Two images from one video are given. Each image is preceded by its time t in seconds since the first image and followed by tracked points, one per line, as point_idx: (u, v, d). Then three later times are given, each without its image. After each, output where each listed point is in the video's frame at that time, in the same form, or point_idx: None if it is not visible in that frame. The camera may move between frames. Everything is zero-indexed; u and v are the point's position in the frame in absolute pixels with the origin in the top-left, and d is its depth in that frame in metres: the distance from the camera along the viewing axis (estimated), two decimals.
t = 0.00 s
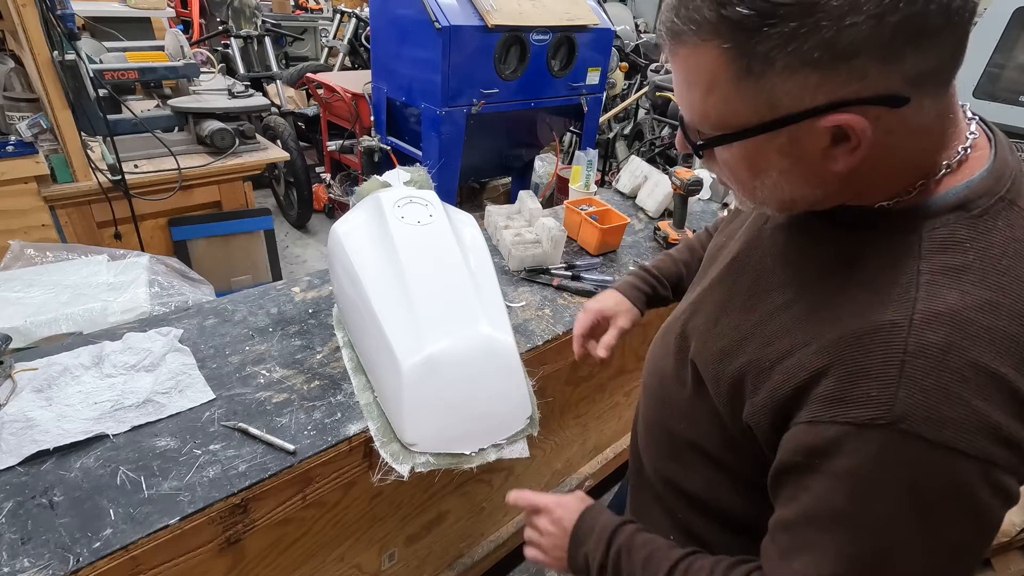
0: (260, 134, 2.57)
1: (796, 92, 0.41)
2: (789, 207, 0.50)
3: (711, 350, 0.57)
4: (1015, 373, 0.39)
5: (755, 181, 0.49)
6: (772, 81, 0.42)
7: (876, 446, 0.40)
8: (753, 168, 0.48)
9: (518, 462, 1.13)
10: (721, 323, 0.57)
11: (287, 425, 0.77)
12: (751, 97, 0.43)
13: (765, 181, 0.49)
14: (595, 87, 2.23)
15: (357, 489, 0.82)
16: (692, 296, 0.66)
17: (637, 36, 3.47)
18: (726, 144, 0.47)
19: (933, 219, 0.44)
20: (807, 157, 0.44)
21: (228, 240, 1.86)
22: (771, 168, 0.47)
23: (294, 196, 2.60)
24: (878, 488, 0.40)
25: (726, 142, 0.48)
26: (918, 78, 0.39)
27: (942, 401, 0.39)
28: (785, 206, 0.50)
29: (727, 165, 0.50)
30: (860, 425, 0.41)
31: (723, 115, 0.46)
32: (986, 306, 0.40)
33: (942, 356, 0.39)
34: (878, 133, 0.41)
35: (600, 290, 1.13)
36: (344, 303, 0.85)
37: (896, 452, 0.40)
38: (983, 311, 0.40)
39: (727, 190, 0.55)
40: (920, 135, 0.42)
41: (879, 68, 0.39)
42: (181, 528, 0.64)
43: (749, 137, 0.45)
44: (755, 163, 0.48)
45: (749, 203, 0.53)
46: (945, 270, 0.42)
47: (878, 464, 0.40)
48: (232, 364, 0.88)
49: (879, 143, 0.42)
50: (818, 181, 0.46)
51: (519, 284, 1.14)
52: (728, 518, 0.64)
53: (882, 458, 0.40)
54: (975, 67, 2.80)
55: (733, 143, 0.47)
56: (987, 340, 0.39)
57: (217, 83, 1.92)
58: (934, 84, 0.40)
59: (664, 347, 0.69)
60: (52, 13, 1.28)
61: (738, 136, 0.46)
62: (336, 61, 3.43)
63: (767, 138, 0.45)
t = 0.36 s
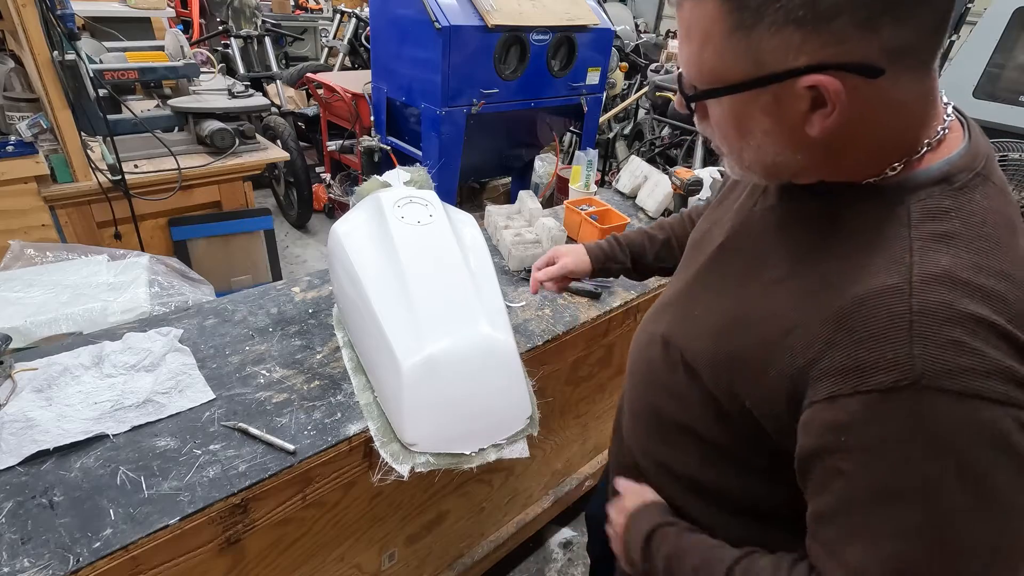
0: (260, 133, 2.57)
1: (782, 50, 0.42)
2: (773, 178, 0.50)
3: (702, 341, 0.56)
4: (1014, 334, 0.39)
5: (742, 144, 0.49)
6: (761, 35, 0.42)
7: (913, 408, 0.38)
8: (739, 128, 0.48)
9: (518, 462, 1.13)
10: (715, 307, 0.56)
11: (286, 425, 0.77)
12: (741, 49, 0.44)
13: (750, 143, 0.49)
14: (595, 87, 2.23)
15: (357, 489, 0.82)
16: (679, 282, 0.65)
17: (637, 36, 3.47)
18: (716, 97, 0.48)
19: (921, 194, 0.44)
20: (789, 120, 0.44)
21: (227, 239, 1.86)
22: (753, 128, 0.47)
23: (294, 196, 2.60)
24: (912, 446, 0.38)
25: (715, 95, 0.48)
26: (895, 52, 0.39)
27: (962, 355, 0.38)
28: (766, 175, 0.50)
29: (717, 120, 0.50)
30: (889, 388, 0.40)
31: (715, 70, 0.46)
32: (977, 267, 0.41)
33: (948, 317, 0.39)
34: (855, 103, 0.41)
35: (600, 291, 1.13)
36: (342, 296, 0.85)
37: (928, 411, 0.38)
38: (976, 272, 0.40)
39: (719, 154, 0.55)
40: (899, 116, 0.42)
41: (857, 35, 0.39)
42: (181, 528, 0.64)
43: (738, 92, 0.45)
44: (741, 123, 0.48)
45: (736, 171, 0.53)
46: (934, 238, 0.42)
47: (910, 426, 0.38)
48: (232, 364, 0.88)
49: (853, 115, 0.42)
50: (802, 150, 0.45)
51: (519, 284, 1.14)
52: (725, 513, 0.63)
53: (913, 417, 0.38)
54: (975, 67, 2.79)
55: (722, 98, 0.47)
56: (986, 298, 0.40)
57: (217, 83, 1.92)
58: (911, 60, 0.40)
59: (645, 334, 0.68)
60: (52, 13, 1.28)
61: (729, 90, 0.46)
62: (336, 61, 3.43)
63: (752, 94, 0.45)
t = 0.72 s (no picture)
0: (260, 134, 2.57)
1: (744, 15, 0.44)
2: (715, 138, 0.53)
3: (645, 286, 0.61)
4: (843, 279, 0.46)
5: (695, 103, 0.52)
6: None
7: (697, 294, 0.47)
8: (694, 86, 0.50)
9: (518, 461, 1.13)
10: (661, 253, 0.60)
11: (287, 425, 0.77)
12: (707, 5, 0.45)
13: (700, 103, 0.51)
14: (595, 87, 2.23)
15: (357, 489, 0.82)
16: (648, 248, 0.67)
17: (638, 36, 3.48)
18: (676, 51, 0.49)
19: (828, 160, 0.49)
20: (735, 86, 0.47)
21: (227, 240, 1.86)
22: (705, 88, 0.49)
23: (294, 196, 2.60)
24: (691, 327, 0.47)
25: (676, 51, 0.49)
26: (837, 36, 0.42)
27: (751, 271, 0.46)
28: (710, 133, 0.53)
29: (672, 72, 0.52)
30: (689, 276, 0.48)
31: (681, 24, 0.47)
32: (834, 220, 0.46)
33: (773, 244, 0.46)
34: (794, 77, 0.44)
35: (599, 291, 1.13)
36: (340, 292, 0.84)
37: (708, 300, 0.47)
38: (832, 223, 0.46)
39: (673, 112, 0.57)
40: (829, 95, 0.46)
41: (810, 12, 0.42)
42: (181, 528, 0.64)
43: (697, 50, 0.47)
44: (696, 82, 0.50)
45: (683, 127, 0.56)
46: (808, 191, 0.48)
47: (689, 309, 0.47)
48: (232, 365, 0.87)
49: (793, 88, 0.45)
50: (743, 115, 0.49)
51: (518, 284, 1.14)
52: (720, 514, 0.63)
53: (701, 305, 0.47)
54: (974, 67, 2.80)
55: (682, 52, 0.48)
56: (824, 249, 0.46)
57: (217, 83, 1.92)
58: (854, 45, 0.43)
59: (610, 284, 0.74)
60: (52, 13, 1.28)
61: (691, 45, 0.47)
62: (336, 61, 3.43)
63: (708, 55, 0.47)
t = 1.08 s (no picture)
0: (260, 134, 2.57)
1: None
2: (689, 109, 0.59)
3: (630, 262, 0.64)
4: (804, 227, 0.49)
5: (670, 72, 0.57)
6: None
7: (664, 239, 0.50)
8: (670, 57, 0.56)
9: (519, 461, 1.13)
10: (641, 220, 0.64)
11: (287, 425, 0.77)
12: None
13: (676, 72, 0.56)
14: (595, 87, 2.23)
15: (357, 489, 0.82)
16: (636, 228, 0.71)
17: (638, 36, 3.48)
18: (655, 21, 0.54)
19: (787, 122, 0.53)
20: (707, 53, 0.53)
21: (228, 240, 1.86)
22: (682, 57, 0.55)
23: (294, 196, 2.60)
24: (659, 271, 0.49)
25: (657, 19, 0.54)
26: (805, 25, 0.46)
27: (714, 213, 0.49)
28: (685, 103, 0.58)
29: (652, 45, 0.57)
30: (656, 222, 0.51)
31: None
32: (793, 171, 0.50)
33: (727, 189, 0.50)
34: (756, 46, 0.50)
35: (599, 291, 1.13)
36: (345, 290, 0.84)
37: (675, 243, 0.49)
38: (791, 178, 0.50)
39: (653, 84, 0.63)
40: (790, 61, 0.51)
41: None
42: (181, 529, 0.64)
43: (673, 19, 0.53)
44: (672, 52, 0.55)
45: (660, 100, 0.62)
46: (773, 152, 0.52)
47: (656, 254, 0.50)
48: (232, 365, 0.87)
49: (758, 52, 0.51)
50: (714, 82, 0.54)
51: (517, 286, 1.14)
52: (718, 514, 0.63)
53: (668, 248, 0.49)
54: (975, 67, 2.80)
55: (661, 22, 0.54)
56: (784, 198, 0.49)
57: (218, 83, 1.92)
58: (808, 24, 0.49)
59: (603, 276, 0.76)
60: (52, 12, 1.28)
61: (669, 14, 0.53)
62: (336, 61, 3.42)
63: (684, 24, 0.52)
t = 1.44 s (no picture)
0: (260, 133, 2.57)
1: None
2: (747, 107, 0.56)
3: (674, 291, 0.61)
4: (920, 252, 0.46)
5: (736, 65, 0.53)
6: None
7: (771, 279, 0.45)
8: (741, 46, 0.52)
9: (518, 461, 1.13)
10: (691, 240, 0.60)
11: (286, 425, 0.77)
12: None
13: (743, 64, 0.53)
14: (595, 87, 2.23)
15: (357, 489, 0.82)
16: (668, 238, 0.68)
17: (637, 36, 3.49)
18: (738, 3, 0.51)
19: (869, 142, 0.50)
20: (786, 48, 0.50)
21: (228, 240, 1.87)
22: (756, 47, 0.51)
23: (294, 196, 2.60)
24: (769, 316, 0.45)
25: None
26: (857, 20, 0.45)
27: (831, 249, 0.45)
28: (743, 100, 0.56)
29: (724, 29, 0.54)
30: (759, 259, 0.46)
31: None
32: (901, 195, 0.47)
33: (824, 214, 0.46)
34: (848, 51, 0.47)
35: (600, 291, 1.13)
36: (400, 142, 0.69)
37: (786, 284, 0.45)
38: (901, 202, 0.46)
39: (710, 78, 0.60)
40: (875, 74, 0.49)
41: None
42: (181, 528, 0.64)
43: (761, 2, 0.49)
44: (745, 40, 0.52)
45: (717, 91, 0.58)
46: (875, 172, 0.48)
47: (765, 298, 0.45)
48: (232, 364, 0.87)
49: (843, 57, 0.48)
50: (788, 82, 0.51)
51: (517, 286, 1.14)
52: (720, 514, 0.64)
53: (779, 291, 0.45)
54: (974, 67, 2.80)
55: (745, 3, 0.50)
56: (899, 224, 0.45)
57: (218, 83, 1.92)
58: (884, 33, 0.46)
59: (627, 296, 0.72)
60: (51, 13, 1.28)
61: None
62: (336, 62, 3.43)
63: (770, 10, 0.49)
